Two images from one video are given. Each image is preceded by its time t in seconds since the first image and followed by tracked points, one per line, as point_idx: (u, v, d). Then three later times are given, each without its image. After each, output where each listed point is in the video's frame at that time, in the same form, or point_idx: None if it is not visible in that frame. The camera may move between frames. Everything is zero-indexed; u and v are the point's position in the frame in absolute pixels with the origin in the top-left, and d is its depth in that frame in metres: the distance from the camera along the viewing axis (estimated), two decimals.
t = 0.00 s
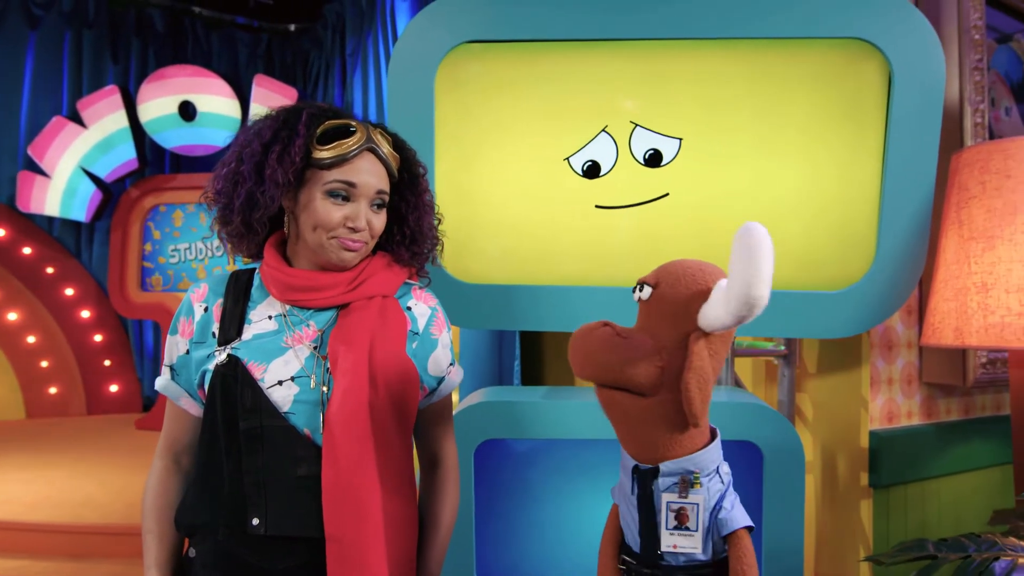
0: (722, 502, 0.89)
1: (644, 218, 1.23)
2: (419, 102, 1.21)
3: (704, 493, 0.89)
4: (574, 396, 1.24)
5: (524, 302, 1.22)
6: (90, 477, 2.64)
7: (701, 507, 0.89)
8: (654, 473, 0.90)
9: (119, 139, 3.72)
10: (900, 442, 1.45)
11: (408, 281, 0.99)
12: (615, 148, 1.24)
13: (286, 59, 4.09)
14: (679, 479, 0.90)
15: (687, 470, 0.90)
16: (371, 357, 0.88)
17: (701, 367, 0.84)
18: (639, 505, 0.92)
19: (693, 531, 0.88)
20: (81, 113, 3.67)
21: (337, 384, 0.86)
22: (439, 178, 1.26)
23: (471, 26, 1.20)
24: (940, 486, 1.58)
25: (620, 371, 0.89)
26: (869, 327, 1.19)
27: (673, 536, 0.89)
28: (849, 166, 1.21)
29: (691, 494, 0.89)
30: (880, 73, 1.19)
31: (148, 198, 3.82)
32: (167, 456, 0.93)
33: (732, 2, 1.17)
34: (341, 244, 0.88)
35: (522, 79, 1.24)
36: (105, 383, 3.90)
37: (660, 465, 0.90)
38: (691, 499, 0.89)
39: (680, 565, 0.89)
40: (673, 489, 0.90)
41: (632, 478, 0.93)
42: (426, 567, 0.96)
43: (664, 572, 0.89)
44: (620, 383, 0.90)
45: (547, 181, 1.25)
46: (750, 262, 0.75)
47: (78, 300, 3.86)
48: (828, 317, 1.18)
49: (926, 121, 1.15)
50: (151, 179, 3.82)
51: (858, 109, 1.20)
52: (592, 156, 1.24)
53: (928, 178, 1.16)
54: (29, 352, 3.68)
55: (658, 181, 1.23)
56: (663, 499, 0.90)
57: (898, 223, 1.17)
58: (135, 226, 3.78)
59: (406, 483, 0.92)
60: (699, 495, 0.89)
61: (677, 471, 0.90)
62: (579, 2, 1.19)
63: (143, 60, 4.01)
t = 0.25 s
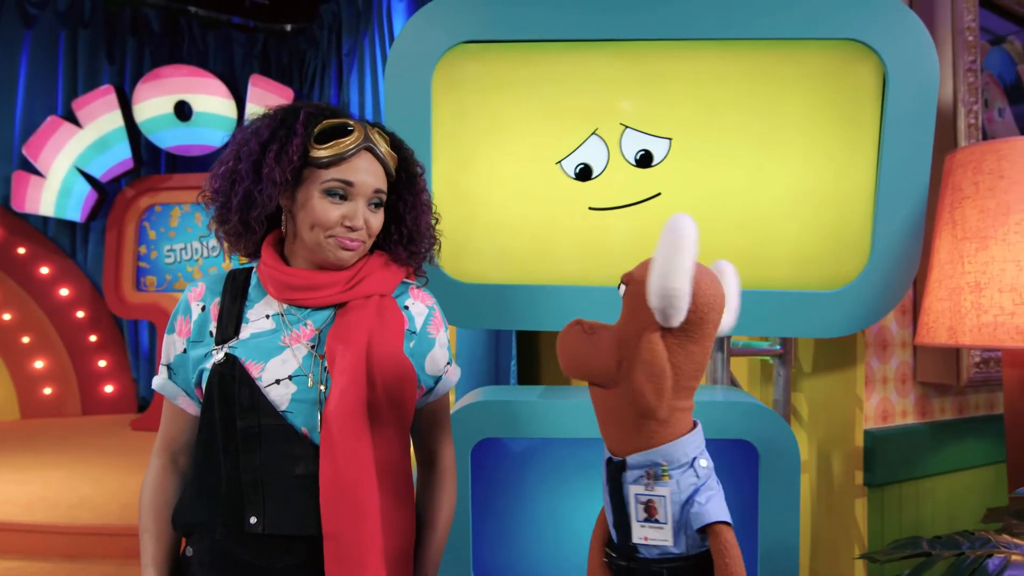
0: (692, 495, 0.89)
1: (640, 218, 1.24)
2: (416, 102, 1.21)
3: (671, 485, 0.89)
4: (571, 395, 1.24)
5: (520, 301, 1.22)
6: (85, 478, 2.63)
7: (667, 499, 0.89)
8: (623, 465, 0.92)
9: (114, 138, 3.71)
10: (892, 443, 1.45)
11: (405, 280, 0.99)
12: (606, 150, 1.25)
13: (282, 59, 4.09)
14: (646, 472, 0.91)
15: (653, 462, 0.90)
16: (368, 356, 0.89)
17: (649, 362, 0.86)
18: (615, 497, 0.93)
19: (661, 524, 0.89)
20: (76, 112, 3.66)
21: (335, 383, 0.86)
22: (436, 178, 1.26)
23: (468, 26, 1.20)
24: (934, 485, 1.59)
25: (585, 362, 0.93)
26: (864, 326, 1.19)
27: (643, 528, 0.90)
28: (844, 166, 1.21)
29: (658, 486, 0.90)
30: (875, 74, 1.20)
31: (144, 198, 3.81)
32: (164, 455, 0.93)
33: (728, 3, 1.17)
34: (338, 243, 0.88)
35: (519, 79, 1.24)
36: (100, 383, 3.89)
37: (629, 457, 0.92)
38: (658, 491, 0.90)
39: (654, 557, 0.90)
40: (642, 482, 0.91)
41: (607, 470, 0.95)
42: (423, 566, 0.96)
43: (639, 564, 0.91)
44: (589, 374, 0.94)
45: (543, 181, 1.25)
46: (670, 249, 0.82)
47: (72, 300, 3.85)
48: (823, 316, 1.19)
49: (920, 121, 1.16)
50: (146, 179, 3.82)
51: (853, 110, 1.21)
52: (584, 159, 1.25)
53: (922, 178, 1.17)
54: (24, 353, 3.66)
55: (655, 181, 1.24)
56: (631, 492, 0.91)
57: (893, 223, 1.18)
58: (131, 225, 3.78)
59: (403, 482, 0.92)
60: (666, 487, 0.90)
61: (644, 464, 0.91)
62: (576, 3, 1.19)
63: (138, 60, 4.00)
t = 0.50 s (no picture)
0: (672, 487, 0.89)
1: (637, 218, 1.24)
2: (413, 103, 1.21)
3: (650, 477, 0.89)
4: (567, 395, 1.24)
5: (516, 301, 1.22)
6: (81, 479, 2.62)
7: (647, 490, 0.90)
8: (605, 458, 0.93)
9: (110, 138, 3.70)
10: (887, 440, 1.46)
11: (403, 280, 0.99)
12: (596, 151, 1.25)
13: (279, 60, 4.08)
14: (625, 464, 0.91)
15: (633, 455, 0.90)
16: (366, 355, 0.89)
17: (628, 353, 0.87)
18: (602, 490, 0.94)
19: (643, 515, 0.90)
20: (72, 112, 3.65)
21: (332, 382, 0.86)
22: (433, 178, 1.26)
23: (464, 26, 1.20)
24: (929, 483, 1.59)
25: (575, 351, 0.95)
26: (859, 326, 1.20)
27: (626, 520, 0.91)
28: (840, 166, 1.22)
29: (637, 478, 0.90)
30: (870, 75, 1.20)
31: (139, 198, 3.79)
32: (162, 454, 0.93)
33: (724, 4, 1.18)
34: (336, 243, 0.89)
35: (516, 79, 1.25)
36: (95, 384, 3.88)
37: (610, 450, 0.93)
38: (637, 483, 0.90)
39: (639, 549, 0.90)
40: (622, 474, 0.92)
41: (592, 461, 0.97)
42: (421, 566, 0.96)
43: (624, 557, 0.91)
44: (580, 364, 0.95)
45: (540, 181, 1.26)
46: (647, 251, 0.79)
47: (68, 300, 3.84)
48: (819, 315, 1.19)
49: (914, 122, 1.17)
50: (139, 179, 3.81)
51: (848, 110, 1.22)
52: (574, 162, 1.25)
53: (916, 178, 1.18)
54: (19, 353, 3.65)
55: (651, 181, 1.24)
56: (612, 484, 0.92)
57: (888, 223, 1.18)
58: (127, 225, 3.77)
59: (401, 480, 0.92)
60: (645, 479, 0.90)
61: (625, 456, 0.91)
62: (573, 3, 1.19)
63: (134, 60, 4.00)
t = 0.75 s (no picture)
0: (690, 483, 0.90)
1: (634, 218, 1.25)
2: (410, 103, 1.21)
3: (672, 473, 0.90)
4: (564, 395, 1.24)
5: (513, 301, 1.23)
6: (76, 479, 2.61)
7: (669, 486, 0.90)
8: (622, 455, 0.92)
9: (106, 138, 3.69)
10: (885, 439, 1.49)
11: (400, 279, 0.99)
12: (590, 150, 1.25)
13: (276, 60, 4.08)
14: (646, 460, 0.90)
15: (653, 452, 0.90)
16: (364, 354, 0.89)
17: (660, 347, 0.86)
18: (614, 488, 0.93)
19: (663, 511, 0.90)
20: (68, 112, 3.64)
21: (330, 381, 0.86)
22: (430, 178, 1.26)
23: (462, 26, 1.20)
24: (925, 483, 1.60)
25: (592, 349, 0.93)
26: (855, 325, 1.21)
27: (645, 517, 0.91)
28: (836, 167, 1.23)
29: (659, 474, 0.90)
30: (866, 76, 1.21)
31: (135, 198, 3.80)
32: (159, 453, 0.93)
33: (721, 5, 1.18)
34: (334, 242, 0.89)
35: (513, 79, 1.25)
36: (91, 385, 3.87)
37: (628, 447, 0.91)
38: (659, 479, 0.90)
39: (655, 546, 0.91)
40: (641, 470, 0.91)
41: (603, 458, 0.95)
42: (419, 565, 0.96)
43: (641, 554, 0.91)
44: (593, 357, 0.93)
45: (537, 181, 1.26)
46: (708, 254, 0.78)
47: (64, 301, 3.83)
48: (816, 315, 1.20)
49: (909, 123, 1.17)
50: (136, 179, 3.81)
51: (844, 111, 1.22)
52: (568, 162, 1.26)
53: (911, 178, 1.18)
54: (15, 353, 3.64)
55: (647, 181, 1.24)
56: (632, 481, 0.91)
57: (883, 224, 1.19)
58: (123, 226, 3.77)
59: (399, 479, 0.92)
60: (666, 474, 0.90)
61: (643, 453, 0.90)
62: (570, 4, 1.20)
63: (130, 60, 3.99)
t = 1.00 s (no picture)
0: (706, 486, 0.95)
1: (631, 218, 1.25)
2: (408, 103, 1.22)
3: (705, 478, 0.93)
4: (561, 395, 1.24)
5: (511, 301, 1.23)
6: (74, 480, 2.60)
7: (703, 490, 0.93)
8: (672, 459, 0.90)
9: (103, 138, 3.69)
10: (882, 439, 1.49)
11: (398, 278, 0.99)
12: (587, 151, 1.26)
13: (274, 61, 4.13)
14: (689, 465, 0.92)
15: (694, 454, 0.92)
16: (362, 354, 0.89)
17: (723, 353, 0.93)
18: (648, 496, 0.90)
19: (692, 514, 0.92)
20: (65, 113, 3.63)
21: (328, 381, 0.87)
22: (428, 178, 1.26)
23: (459, 27, 1.20)
24: (922, 483, 1.61)
25: (690, 359, 0.83)
26: (852, 325, 1.21)
27: (679, 521, 0.91)
28: (832, 167, 1.23)
29: (698, 478, 0.92)
30: (862, 77, 1.21)
31: (134, 197, 3.78)
32: (156, 453, 0.93)
33: (718, 6, 1.18)
34: (332, 241, 0.89)
35: (511, 79, 1.25)
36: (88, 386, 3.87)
37: (676, 450, 0.90)
38: (698, 483, 0.92)
39: (678, 548, 0.92)
40: (683, 475, 0.91)
41: (643, 468, 0.90)
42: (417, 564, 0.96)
43: (665, 558, 0.91)
44: (659, 383, 0.85)
45: (535, 181, 1.26)
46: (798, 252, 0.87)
47: (61, 301, 3.82)
48: (813, 314, 1.20)
49: (905, 124, 1.18)
50: (134, 179, 3.80)
51: (841, 112, 1.23)
52: (565, 162, 1.26)
53: (907, 178, 1.19)
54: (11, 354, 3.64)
55: (645, 181, 1.25)
56: (677, 486, 0.90)
57: (880, 224, 1.19)
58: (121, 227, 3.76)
59: (396, 479, 0.92)
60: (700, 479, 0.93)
61: (691, 455, 0.92)
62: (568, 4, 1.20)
63: (128, 60, 3.99)
